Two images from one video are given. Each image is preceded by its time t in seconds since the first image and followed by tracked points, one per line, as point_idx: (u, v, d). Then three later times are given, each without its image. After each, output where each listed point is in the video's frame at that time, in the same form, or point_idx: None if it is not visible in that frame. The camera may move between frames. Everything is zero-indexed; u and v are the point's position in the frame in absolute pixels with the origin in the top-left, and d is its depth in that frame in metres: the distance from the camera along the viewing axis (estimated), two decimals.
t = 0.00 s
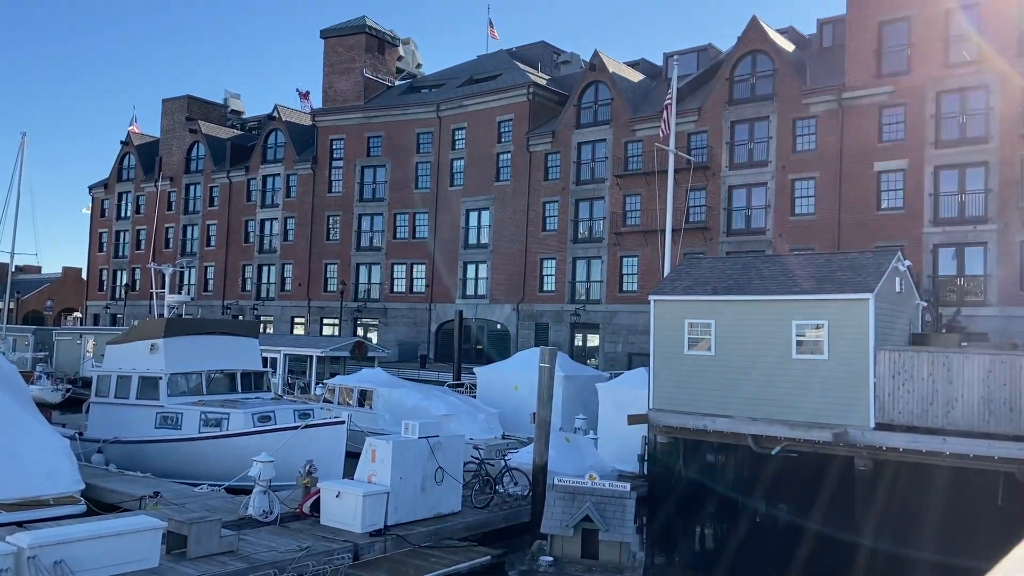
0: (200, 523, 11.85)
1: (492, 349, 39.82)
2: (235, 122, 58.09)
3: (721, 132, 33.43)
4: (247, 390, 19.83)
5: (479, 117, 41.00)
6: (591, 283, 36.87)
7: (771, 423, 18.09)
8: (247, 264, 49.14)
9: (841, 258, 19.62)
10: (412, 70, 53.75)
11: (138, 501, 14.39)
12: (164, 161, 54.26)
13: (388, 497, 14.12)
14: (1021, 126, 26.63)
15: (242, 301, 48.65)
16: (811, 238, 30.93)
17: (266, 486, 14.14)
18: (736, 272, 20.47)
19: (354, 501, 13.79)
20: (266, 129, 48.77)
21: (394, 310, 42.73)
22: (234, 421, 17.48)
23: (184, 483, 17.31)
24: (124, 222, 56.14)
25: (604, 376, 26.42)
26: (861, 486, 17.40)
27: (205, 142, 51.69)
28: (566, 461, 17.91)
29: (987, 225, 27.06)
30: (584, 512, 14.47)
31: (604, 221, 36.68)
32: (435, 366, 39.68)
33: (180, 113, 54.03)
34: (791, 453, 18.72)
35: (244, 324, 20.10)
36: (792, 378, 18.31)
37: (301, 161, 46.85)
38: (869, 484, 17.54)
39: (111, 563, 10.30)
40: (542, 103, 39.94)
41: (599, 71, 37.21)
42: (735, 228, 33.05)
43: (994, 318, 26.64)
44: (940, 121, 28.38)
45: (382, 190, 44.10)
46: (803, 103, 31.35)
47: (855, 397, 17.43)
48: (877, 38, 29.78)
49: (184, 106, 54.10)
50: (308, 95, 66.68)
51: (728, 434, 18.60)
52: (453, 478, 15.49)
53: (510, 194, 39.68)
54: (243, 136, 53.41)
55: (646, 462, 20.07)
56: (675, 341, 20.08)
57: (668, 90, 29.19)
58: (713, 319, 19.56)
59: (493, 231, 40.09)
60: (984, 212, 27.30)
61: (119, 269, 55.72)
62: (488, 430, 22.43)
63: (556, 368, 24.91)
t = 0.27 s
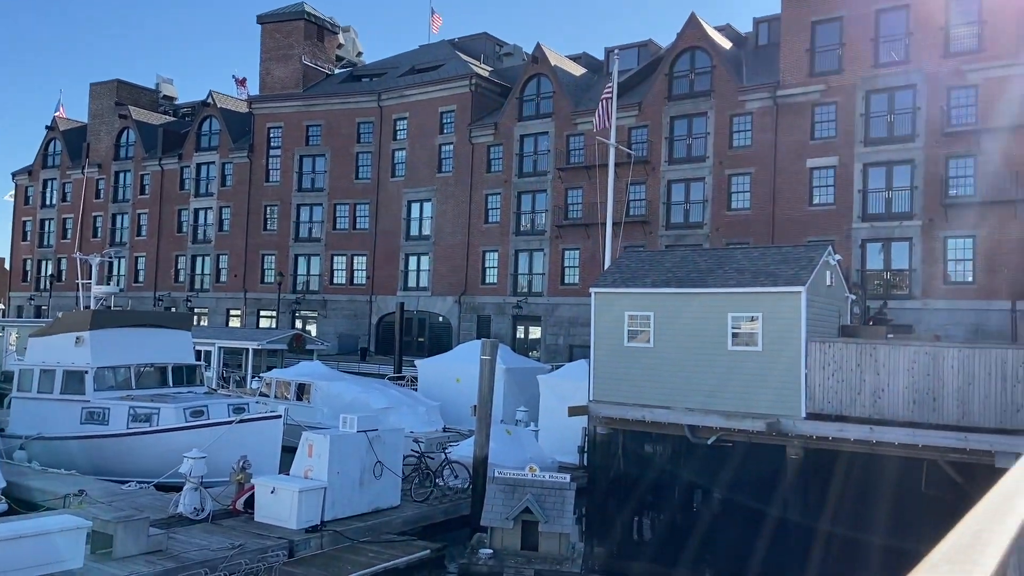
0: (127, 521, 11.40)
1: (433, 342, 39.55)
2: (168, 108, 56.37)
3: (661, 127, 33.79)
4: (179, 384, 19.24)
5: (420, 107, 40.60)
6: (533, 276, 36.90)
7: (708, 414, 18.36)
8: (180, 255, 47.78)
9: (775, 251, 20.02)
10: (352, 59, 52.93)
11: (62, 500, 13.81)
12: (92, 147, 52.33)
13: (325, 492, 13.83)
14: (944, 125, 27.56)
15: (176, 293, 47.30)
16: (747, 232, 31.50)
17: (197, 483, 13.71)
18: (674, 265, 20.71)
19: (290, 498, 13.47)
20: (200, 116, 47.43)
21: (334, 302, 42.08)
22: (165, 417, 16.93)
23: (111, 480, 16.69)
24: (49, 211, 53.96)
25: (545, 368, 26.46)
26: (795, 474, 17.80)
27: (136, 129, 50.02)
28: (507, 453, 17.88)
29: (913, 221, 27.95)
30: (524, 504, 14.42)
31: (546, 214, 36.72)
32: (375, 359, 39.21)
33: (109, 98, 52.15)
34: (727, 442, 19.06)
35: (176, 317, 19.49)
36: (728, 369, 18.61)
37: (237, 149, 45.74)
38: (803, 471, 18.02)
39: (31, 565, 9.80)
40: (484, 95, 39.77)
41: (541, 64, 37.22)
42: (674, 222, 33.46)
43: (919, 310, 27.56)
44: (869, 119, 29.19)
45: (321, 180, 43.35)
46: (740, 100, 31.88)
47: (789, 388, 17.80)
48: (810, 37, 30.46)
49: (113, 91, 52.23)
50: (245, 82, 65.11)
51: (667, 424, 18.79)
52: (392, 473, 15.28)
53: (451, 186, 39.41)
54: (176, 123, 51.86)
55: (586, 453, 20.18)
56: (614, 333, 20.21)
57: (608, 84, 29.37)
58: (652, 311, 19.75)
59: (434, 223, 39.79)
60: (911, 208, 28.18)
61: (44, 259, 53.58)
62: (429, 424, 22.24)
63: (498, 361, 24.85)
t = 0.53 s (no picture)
0: (42, 523, 10.89)
1: (368, 335, 39.06)
2: (90, 92, 54.21)
3: (597, 121, 34.01)
4: (100, 379, 18.52)
5: (356, 97, 39.96)
6: (470, 268, 36.76)
7: (641, 406, 18.55)
8: (103, 245, 46.06)
9: (707, 246, 20.33)
10: (286, 45, 51.76)
11: None
12: (8, 131, 49.96)
13: (253, 489, 13.49)
14: (868, 124, 28.44)
15: (99, 285, 45.60)
16: (680, 227, 31.96)
17: (118, 482, 13.21)
18: (610, 259, 20.85)
19: (216, 495, 13.08)
20: (125, 101, 45.73)
21: (266, 294, 41.17)
22: (84, 413, 16.25)
23: (26, 480, 15.95)
24: None
25: (481, 361, 26.37)
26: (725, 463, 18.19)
27: (56, 113, 47.95)
28: (442, 447, 17.76)
29: (838, 218, 28.80)
30: (459, 498, 14.32)
31: (483, 207, 36.58)
32: (308, 353, 38.52)
33: (27, 80, 49.84)
34: (659, 434, 19.32)
35: (98, 309, 18.74)
36: (661, 362, 18.84)
37: (165, 136, 44.28)
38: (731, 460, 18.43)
39: None
40: (422, 85, 39.37)
41: (479, 55, 37.03)
42: (610, 216, 33.71)
43: (844, 304, 28.43)
44: (798, 118, 29.90)
45: (253, 170, 42.30)
46: (674, 96, 32.29)
47: (719, 380, 18.12)
48: (742, 36, 31.04)
49: (32, 73, 49.93)
50: (173, 67, 63.08)
51: (601, 416, 18.90)
52: (323, 469, 15.00)
53: (387, 177, 38.92)
54: (99, 108, 49.91)
55: (521, 446, 20.20)
56: (550, 326, 20.25)
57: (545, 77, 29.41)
58: (588, 304, 19.84)
59: (370, 215, 39.26)
60: (836, 205, 29.01)
61: None
62: (363, 418, 21.95)
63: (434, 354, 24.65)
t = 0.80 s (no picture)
0: None
1: (298, 329, 38.26)
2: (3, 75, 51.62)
3: (531, 116, 34.01)
4: (12, 376, 17.60)
5: (286, 86, 39.03)
6: (404, 262, 36.33)
7: (574, 400, 18.55)
8: (17, 235, 43.94)
9: (640, 241, 20.50)
10: (213, 31, 50.23)
11: None
12: None
13: (173, 490, 13.01)
14: (793, 124, 29.16)
15: (11, 277, 43.49)
16: (613, 222, 32.20)
17: (29, 484, 12.57)
18: (543, 253, 20.84)
19: (134, 497, 12.56)
20: (41, 85, 43.69)
21: (191, 288, 39.92)
22: None
23: None
24: None
25: (414, 356, 26.07)
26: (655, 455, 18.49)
27: None
28: (372, 443, 17.48)
29: (764, 215, 29.46)
30: (390, 496, 14.07)
31: (417, 200, 36.19)
32: (235, 348, 37.50)
33: None
34: (592, 428, 19.39)
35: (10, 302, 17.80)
36: (593, 356, 18.93)
37: (84, 122, 42.48)
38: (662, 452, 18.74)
39: None
40: (354, 76, 38.72)
41: (413, 47, 36.62)
42: (544, 211, 33.74)
43: (769, 300, 29.11)
44: (726, 117, 30.43)
45: (178, 159, 40.94)
46: (608, 92, 32.51)
47: (651, 374, 18.30)
48: (674, 35, 31.42)
49: None
50: (95, 52, 60.61)
51: (534, 410, 18.83)
52: (248, 467, 14.57)
53: (319, 168, 38.15)
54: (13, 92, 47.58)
55: (453, 441, 20.02)
56: (484, 321, 20.13)
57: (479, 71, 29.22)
58: (522, 299, 19.79)
59: (300, 207, 38.44)
60: (762, 203, 29.67)
61: None
62: (292, 414, 21.45)
63: (366, 349, 24.26)
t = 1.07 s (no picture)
0: None
1: (225, 324, 37.23)
2: None
3: (466, 109, 33.80)
4: None
5: (214, 72, 37.89)
6: (336, 256, 35.69)
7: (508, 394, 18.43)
8: None
9: (574, 236, 20.55)
10: (138, 15, 48.44)
11: None
12: None
13: (87, 490, 12.45)
14: (723, 123, 29.68)
15: None
16: (548, 217, 32.25)
17: None
18: (478, 247, 20.71)
19: (45, 497, 11.95)
20: None
21: (112, 280, 38.45)
22: None
23: None
24: None
25: (346, 351, 25.60)
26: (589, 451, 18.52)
27: None
28: (300, 440, 17.07)
29: (695, 212, 29.94)
30: (317, 493, 13.73)
31: (350, 192, 35.59)
32: (159, 342, 36.28)
33: None
34: (524, 422, 19.34)
35: None
36: (527, 350, 18.91)
37: None
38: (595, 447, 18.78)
39: None
40: (285, 64, 37.83)
41: (346, 36, 35.98)
42: (480, 205, 33.56)
43: (699, 295, 29.59)
44: (659, 114, 30.79)
45: (98, 146, 39.34)
46: (543, 87, 32.55)
47: (584, 368, 18.37)
48: (609, 31, 31.62)
49: None
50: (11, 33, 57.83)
51: (467, 406, 18.61)
52: (168, 466, 14.03)
53: (248, 158, 37.16)
54: None
55: (384, 436, 19.67)
56: (417, 315, 19.89)
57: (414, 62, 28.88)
58: (456, 293, 19.61)
59: (228, 197, 37.40)
60: (693, 200, 30.13)
61: None
62: (217, 411, 20.83)
63: (295, 343, 23.71)
